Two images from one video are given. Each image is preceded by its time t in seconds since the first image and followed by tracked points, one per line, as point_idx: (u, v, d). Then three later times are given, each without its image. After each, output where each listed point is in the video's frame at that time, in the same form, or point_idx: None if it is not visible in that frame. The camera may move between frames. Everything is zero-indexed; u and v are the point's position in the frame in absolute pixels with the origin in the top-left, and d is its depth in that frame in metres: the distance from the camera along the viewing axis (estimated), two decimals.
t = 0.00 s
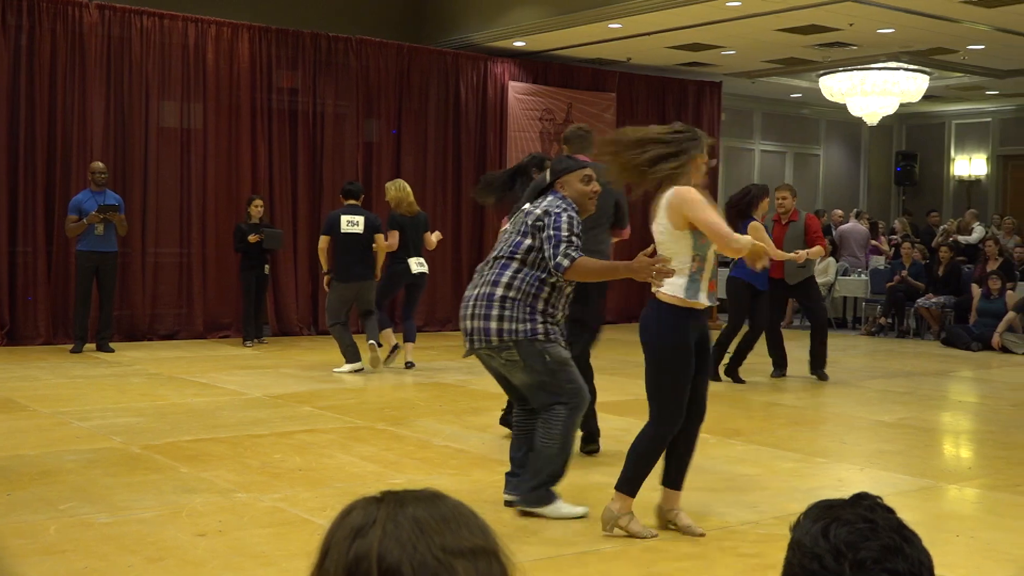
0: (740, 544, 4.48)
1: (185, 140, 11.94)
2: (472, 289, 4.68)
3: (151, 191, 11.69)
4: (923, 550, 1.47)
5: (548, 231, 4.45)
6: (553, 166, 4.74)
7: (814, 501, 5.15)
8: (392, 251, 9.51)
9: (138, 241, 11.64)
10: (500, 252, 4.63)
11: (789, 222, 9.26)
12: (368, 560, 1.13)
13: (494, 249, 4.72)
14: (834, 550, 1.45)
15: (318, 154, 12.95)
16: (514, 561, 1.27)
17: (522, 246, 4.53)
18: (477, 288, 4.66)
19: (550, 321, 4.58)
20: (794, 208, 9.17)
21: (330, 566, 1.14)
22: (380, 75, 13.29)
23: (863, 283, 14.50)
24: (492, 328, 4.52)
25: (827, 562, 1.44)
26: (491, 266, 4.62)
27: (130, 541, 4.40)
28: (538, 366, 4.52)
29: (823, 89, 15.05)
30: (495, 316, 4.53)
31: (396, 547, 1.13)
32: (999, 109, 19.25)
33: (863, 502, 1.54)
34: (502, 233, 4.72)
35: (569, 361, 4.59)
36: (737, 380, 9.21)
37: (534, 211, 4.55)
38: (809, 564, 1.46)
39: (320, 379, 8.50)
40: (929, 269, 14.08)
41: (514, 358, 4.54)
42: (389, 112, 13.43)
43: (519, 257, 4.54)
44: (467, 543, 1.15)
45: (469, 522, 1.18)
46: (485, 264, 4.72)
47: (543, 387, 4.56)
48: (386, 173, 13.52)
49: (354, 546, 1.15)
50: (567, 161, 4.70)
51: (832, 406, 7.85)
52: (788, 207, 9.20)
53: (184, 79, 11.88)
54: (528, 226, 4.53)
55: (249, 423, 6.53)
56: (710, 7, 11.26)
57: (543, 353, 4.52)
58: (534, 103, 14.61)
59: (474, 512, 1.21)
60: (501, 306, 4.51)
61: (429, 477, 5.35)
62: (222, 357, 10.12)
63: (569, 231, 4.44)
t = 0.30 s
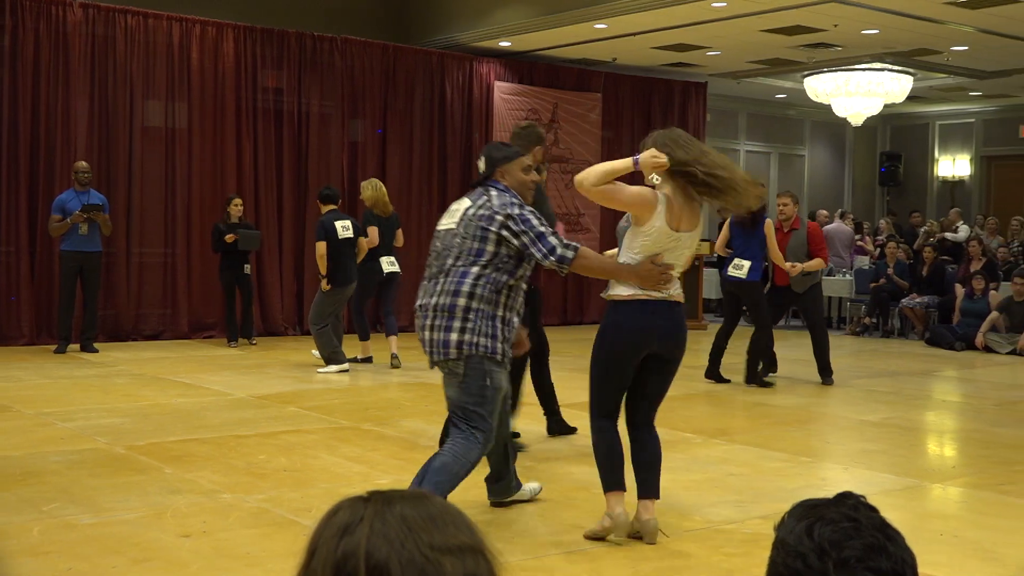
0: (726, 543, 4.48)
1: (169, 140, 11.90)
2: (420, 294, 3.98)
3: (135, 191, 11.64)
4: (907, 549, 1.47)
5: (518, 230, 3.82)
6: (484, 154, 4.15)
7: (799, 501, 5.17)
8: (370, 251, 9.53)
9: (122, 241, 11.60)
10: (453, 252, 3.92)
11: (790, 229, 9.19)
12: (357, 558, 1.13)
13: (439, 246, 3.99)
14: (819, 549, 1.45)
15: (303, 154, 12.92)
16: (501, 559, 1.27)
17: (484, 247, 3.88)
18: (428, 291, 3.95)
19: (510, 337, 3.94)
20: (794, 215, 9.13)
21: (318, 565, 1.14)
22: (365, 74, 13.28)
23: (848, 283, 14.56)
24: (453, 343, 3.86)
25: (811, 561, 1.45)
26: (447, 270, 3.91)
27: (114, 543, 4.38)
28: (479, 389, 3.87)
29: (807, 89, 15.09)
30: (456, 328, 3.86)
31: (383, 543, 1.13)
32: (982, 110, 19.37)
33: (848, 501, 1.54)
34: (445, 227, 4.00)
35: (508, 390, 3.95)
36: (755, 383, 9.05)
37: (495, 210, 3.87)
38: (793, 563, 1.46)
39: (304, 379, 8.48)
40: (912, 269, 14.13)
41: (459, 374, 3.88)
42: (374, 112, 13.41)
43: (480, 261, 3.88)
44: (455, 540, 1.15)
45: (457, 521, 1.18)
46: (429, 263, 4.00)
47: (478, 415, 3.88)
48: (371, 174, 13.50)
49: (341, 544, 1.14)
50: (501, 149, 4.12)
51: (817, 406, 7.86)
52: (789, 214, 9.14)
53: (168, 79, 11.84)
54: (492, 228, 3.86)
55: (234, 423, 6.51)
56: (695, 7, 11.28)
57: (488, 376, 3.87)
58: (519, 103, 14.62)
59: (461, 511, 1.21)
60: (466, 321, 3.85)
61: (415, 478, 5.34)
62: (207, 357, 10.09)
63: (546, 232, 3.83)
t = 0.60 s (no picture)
0: (715, 543, 4.48)
1: (158, 140, 11.86)
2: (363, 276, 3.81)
3: (123, 191, 11.61)
4: (896, 549, 1.48)
5: (437, 187, 3.63)
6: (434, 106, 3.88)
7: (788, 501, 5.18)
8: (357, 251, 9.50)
9: (110, 241, 11.56)
10: (385, 224, 3.75)
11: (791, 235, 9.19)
12: (342, 559, 1.12)
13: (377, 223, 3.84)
14: (807, 548, 1.45)
15: (292, 153, 12.91)
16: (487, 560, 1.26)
17: (411, 211, 3.69)
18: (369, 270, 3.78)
19: (458, 304, 3.75)
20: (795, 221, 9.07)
21: (304, 565, 1.13)
22: (355, 74, 13.26)
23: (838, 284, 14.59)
24: (390, 317, 3.66)
25: (800, 560, 1.45)
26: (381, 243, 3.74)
27: (102, 544, 4.36)
28: (425, 362, 3.67)
29: (797, 89, 15.12)
30: (393, 301, 3.67)
31: (370, 543, 1.13)
32: (970, 111, 19.41)
33: (836, 501, 1.54)
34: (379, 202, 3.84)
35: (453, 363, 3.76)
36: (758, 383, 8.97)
37: (415, 168, 3.69)
38: (781, 562, 1.46)
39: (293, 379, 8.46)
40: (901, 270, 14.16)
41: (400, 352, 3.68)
42: (364, 113, 13.40)
43: (407, 227, 3.69)
44: (441, 539, 1.15)
45: (444, 522, 1.18)
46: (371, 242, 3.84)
47: (429, 391, 3.70)
48: (359, 174, 13.48)
49: (328, 545, 1.14)
50: (458, 103, 3.89)
51: (805, 406, 7.87)
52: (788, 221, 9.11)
53: (157, 78, 11.80)
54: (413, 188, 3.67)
55: (222, 424, 6.50)
56: (685, 7, 11.29)
57: (434, 348, 3.68)
58: (509, 103, 14.61)
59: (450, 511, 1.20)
60: (400, 291, 3.66)
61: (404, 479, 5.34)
62: (196, 357, 10.07)
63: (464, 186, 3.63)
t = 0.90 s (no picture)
0: (703, 543, 4.48)
1: (147, 140, 11.84)
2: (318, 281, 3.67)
3: (113, 191, 11.58)
4: (885, 547, 1.48)
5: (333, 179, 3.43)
6: (376, 85, 3.63)
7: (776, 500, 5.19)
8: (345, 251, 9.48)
9: (100, 240, 11.53)
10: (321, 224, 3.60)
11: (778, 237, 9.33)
12: (334, 559, 1.12)
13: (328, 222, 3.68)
14: (796, 548, 1.46)
15: (281, 152, 12.89)
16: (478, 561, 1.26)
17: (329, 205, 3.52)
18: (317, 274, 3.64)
19: (398, 300, 3.51)
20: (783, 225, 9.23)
21: (295, 565, 1.13)
22: (345, 73, 13.26)
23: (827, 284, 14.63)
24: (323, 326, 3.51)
25: (789, 560, 1.45)
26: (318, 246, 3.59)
27: (92, 544, 4.35)
28: (362, 364, 3.50)
29: (786, 90, 15.14)
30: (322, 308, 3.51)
31: (361, 543, 1.13)
32: (959, 111, 19.44)
33: (825, 501, 1.54)
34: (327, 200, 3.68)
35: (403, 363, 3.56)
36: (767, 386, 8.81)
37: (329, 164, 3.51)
38: (771, 562, 1.47)
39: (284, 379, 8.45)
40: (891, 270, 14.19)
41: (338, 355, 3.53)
42: (354, 113, 13.38)
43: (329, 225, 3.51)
44: (432, 539, 1.14)
45: (435, 521, 1.18)
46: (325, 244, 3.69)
47: (372, 393, 3.53)
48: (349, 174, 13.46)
49: (318, 546, 1.14)
50: (396, 82, 3.61)
51: (795, 406, 7.88)
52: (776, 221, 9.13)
53: (146, 78, 11.78)
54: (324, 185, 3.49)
55: (213, 424, 6.48)
56: (675, 7, 11.29)
57: (369, 349, 3.49)
58: (499, 103, 14.61)
59: (439, 511, 1.20)
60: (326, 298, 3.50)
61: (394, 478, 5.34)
62: (186, 357, 10.04)
63: (355, 177, 3.40)
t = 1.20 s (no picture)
0: (701, 543, 4.48)
1: (144, 139, 11.83)
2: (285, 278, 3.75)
3: (110, 191, 11.58)
4: (882, 547, 1.48)
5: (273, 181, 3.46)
6: (337, 81, 3.57)
7: (774, 500, 5.19)
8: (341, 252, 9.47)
9: (97, 241, 11.53)
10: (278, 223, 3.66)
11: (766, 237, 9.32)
12: (327, 558, 1.12)
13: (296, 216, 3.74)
14: (793, 548, 1.46)
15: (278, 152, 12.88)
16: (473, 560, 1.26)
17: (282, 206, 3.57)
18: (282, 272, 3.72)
19: (338, 305, 3.51)
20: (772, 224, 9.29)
21: (289, 565, 1.13)
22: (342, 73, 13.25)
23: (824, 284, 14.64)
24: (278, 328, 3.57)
25: (787, 559, 1.45)
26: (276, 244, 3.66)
27: (89, 544, 4.35)
28: (317, 368, 3.50)
29: (784, 90, 15.15)
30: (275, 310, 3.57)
31: (354, 544, 1.12)
32: (956, 111, 19.45)
33: (823, 500, 1.54)
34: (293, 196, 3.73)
35: (362, 366, 3.50)
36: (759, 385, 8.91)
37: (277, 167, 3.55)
38: (768, 561, 1.47)
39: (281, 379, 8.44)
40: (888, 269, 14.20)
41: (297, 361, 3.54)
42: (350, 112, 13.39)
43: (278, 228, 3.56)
44: (426, 540, 1.14)
45: (429, 521, 1.18)
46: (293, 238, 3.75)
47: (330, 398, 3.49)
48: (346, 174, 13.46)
49: (311, 546, 1.13)
50: (356, 79, 3.56)
51: (793, 406, 7.88)
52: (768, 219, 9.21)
53: (143, 78, 11.77)
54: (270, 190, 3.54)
55: (210, 424, 6.48)
56: (672, 7, 11.30)
57: (320, 353, 3.48)
58: (496, 103, 14.61)
59: (434, 510, 1.20)
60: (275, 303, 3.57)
61: (391, 479, 5.33)
62: (183, 357, 10.03)
63: (289, 179, 3.41)
